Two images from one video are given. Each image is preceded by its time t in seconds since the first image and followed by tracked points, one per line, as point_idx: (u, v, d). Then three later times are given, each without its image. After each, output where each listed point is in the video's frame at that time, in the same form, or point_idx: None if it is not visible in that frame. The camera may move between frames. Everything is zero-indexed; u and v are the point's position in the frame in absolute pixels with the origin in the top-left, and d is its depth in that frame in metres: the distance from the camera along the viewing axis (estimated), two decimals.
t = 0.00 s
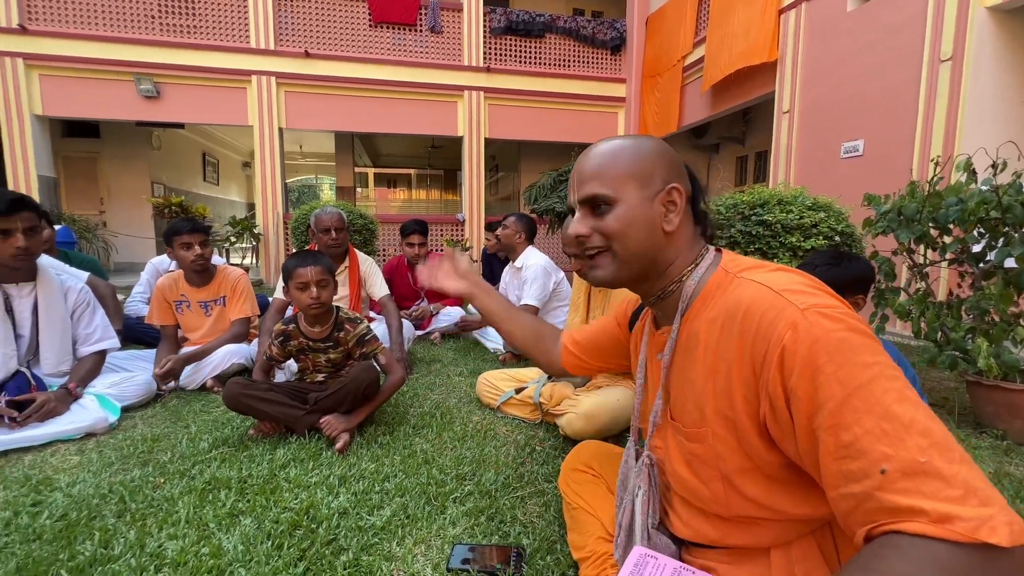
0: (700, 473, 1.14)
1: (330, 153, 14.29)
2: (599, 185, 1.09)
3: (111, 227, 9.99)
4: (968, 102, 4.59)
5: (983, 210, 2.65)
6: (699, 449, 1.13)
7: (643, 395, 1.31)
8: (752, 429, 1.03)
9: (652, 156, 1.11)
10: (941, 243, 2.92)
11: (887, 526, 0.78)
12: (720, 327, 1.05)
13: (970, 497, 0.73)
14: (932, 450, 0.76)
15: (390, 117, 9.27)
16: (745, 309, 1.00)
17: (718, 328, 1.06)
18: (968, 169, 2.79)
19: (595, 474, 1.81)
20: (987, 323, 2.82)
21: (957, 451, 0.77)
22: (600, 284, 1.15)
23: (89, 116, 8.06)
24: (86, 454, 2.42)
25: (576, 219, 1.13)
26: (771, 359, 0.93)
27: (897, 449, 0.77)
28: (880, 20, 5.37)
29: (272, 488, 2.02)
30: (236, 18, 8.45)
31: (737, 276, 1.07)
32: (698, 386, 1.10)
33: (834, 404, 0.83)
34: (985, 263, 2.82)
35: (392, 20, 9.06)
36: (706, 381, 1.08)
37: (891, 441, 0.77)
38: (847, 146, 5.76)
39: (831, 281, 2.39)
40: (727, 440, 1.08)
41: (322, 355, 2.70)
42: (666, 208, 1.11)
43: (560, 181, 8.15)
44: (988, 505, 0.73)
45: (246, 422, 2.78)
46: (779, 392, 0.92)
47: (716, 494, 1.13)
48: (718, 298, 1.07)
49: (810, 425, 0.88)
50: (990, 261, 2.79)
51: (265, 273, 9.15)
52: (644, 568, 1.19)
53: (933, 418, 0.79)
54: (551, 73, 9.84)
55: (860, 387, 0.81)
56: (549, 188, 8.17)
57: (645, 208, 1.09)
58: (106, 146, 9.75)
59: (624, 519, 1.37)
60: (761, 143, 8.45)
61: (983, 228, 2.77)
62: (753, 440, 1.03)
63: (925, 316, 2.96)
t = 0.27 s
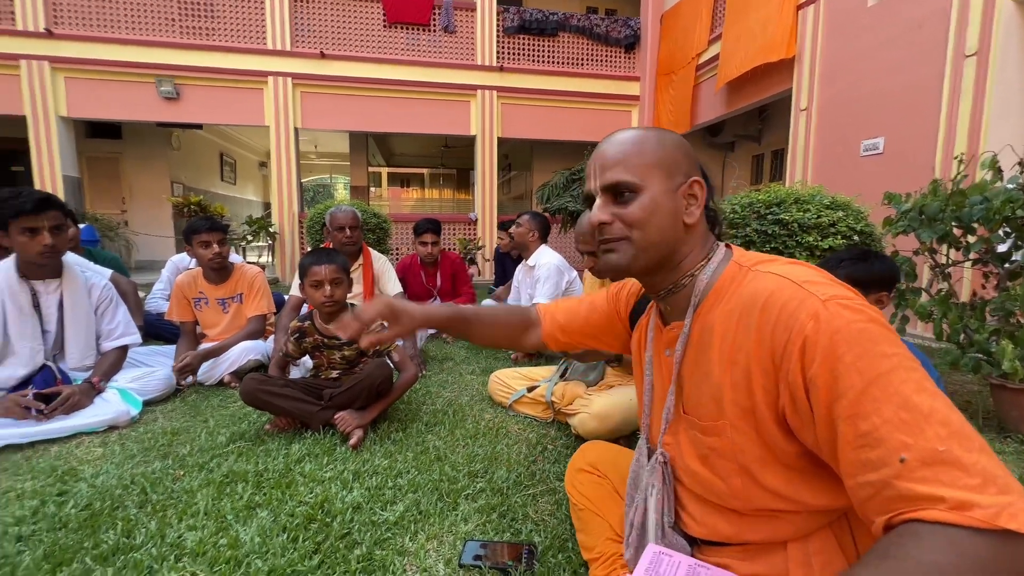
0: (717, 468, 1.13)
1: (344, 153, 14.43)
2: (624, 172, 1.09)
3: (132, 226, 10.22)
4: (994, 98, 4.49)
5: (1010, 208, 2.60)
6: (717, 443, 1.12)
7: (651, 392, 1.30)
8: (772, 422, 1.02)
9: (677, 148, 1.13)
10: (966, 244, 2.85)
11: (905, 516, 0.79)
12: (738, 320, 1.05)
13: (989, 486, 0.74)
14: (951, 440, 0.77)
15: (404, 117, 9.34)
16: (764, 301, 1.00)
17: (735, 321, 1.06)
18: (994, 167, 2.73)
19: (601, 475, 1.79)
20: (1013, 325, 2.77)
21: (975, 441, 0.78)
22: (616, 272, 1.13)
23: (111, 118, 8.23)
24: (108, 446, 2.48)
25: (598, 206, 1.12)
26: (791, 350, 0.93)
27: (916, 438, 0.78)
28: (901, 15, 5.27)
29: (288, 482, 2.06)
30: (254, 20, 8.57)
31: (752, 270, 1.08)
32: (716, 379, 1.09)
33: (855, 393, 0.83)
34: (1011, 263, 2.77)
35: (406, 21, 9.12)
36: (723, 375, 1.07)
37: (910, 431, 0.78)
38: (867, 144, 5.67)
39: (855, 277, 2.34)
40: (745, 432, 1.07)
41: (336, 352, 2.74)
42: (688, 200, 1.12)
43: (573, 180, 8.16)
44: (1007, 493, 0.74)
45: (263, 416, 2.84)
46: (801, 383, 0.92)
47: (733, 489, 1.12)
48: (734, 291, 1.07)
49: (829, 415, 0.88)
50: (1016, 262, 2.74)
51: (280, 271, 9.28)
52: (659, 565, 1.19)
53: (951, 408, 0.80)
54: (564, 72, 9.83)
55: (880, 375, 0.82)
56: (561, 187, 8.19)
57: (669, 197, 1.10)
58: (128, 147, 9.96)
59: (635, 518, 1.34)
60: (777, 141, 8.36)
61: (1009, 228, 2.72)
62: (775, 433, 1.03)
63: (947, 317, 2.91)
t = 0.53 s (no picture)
0: (737, 473, 1.13)
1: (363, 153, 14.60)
2: (656, 164, 1.11)
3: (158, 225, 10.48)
4: None
5: None
6: (738, 449, 1.12)
7: (673, 391, 1.32)
8: (797, 430, 1.01)
9: (710, 141, 1.15)
10: (996, 241, 2.82)
11: (937, 534, 0.76)
12: (764, 324, 1.05)
13: None
14: (993, 458, 0.74)
15: (421, 116, 9.42)
16: (791, 305, 0.99)
17: (761, 325, 1.05)
18: None
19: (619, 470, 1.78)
20: None
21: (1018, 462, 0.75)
22: (646, 266, 1.15)
23: (139, 119, 8.45)
24: (139, 436, 2.57)
25: (629, 198, 1.14)
26: (821, 357, 0.92)
27: (955, 455, 0.75)
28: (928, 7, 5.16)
29: (310, 473, 2.11)
30: (275, 22, 8.72)
31: (780, 271, 1.08)
32: (740, 384, 1.09)
33: (887, 404, 0.81)
34: None
35: (424, 21, 9.20)
36: (747, 380, 1.07)
37: (948, 446, 0.76)
38: (893, 140, 5.56)
39: (881, 275, 2.32)
40: (769, 439, 1.07)
41: (355, 348, 2.80)
42: (720, 194, 1.14)
43: (590, 178, 8.16)
44: None
45: (285, 410, 2.91)
46: (829, 391, 0.91)
47: (753, 496, 1.12)
48: (762, 293, 1.07)
49: (858, 424, 0.87)
50: None
51: (300, 269, 9.43)
52: (675, 562, 1.20)
53: (992, 423, 0.77)
54: (581, 70, 9.81)
55: (915, 388, 0.80)
56: (578, 185, 8.20)
57: (701, 191, 1.11)
58: (154, 148, 10.21)
59: (652, 518, 1.35)
60: (799, 138, 8.25)
61: None
62: (799, 441, 1.02)
63: (976, 317, 2.86)
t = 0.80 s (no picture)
0: (763, 473, 1.15)
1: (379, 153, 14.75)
2: (691, 162, 1.12)
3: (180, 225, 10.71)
4: None
5: None
6: (766, 450, 1.14)
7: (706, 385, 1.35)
8: (827, 435, 1.01)
9: (745, 132, 1.14)
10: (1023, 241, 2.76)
11: (973, 556, 0.76)
12: (804, 325, 1.05)
13: None
14: None
15: (437, 117, 9.49)
16: (834, 308, 0.99)
17: (802, 326, 1.06)
18: None
19: (633, 466, 1.79)
20: None
21: None
22: (685, 265, 1.17)
23: (162, 121, 8.66)
24: (163, 428, 2.66)
25: (665, 197, 1.16)
26: (860, 363, 0.91)
27: (1004, 478, 0.73)
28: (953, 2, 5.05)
29: (326, 466, 2.17)
30: (294, 26, 8.86)
31: (826, 271, 1.07)
32: (773, 383, 1.11)
33: (929, 420, 0.80)
34: None
35: (439, 22, 9.27)
36: (780, 381, 1.09)
37: (992, 467, 0.75)
38: (916, 138, 5.45)
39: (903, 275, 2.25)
40: (798, 443, 1.08)
41: (371, 345, 2.86)
42: (759, 187, 1.14)
43: (604, 178, 8.15)
44: None
45: (302, 405, 2.97)
46: (865, 400, 0.90)
47: (777, 498, 1.13)
48: (802, 293, 1.08)
49: (896, 436, 0.86)
50: None
51: (317, 268, 9.57)
52: (693, 557, 1.22)
53: None
54: (596, 69, 9.80)
55: (962, 404, 0.78)
56: (592, 185, 8.18)
57: (738, 186, 1.12)
58: (177, 149, 10.45)
59: (670, 507, 1.40)
60: (819, 137, 8.14)
61: None
62: (829, 448, 1.02)
63: (1000, 318, 2.80)
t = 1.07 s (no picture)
0: (788, 473, 1.14)
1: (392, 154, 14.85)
2: (724, 156, 1.08)
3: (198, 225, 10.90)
4: None
5: None
6: (792, 450, 1.12)
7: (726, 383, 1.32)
8: (859, 437, 1.00)
9: (779, 125, 1.10)
10: None
11: (999, 567, 0.78)
12: (840, 324, 1.03)
13: None
14: None
15: (449, 118, 9.55)
16: (875, 308, 0.97)
17: (836, 325, 1.04)
18: None
19: (637, 467, 1.79)
20: None
21: None
22: (717, 262, 1.12)
23: (181, 124, 8.83)
24: (180, 424, 2.73)
25: (695, 192, 1.11)
26: (900, 365, 0.90)
27: None
28: None
29: (337, 463, 2.21)
30: (309, 29, 8.97)
31: (864, 269, 1.04)
32: (803, 382, 1.08)
33: (967, 428, 0.81)
34: None
35: (451, 23, 9.32)
36: (811, 381, 1.07)
37: None
38: (936, 135, 5.33)
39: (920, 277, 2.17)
40: (827, 444, 1.06)
41: (381, 344, 2.90)
42: (794, 182, 1.11)
43: (615, 178, 8.14)
44: None
45: (314, 403, 3.02)
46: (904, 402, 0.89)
47: (801, 500, 1.12)
48: (837, 291, 1.05)
49: (928, 442, 0.87)
50: None
51: (331, 268, 9.68)
52: (707, 548, 1.23)
53: None
54: (608, 69, 9.78)
55: (1003, 414, 0.79)
56: (604, 185, 8.17)
57: (773, 181, 1.08)
58: (195, 151, 10.64)
59: (683, 504, 1.38)
60: (835, 135, 8.05)
61: None
62: (859, 450, 1.01)
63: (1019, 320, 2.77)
